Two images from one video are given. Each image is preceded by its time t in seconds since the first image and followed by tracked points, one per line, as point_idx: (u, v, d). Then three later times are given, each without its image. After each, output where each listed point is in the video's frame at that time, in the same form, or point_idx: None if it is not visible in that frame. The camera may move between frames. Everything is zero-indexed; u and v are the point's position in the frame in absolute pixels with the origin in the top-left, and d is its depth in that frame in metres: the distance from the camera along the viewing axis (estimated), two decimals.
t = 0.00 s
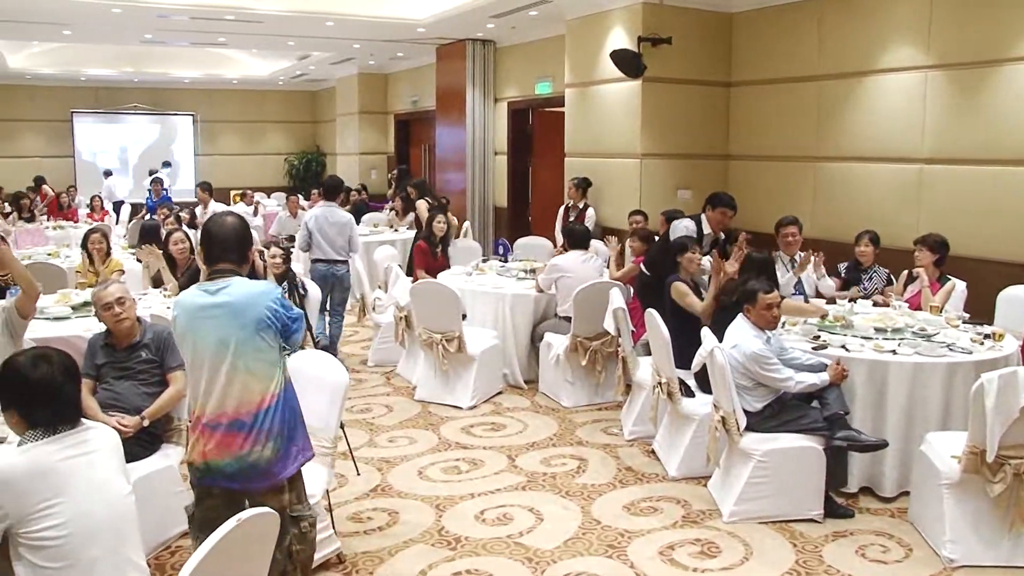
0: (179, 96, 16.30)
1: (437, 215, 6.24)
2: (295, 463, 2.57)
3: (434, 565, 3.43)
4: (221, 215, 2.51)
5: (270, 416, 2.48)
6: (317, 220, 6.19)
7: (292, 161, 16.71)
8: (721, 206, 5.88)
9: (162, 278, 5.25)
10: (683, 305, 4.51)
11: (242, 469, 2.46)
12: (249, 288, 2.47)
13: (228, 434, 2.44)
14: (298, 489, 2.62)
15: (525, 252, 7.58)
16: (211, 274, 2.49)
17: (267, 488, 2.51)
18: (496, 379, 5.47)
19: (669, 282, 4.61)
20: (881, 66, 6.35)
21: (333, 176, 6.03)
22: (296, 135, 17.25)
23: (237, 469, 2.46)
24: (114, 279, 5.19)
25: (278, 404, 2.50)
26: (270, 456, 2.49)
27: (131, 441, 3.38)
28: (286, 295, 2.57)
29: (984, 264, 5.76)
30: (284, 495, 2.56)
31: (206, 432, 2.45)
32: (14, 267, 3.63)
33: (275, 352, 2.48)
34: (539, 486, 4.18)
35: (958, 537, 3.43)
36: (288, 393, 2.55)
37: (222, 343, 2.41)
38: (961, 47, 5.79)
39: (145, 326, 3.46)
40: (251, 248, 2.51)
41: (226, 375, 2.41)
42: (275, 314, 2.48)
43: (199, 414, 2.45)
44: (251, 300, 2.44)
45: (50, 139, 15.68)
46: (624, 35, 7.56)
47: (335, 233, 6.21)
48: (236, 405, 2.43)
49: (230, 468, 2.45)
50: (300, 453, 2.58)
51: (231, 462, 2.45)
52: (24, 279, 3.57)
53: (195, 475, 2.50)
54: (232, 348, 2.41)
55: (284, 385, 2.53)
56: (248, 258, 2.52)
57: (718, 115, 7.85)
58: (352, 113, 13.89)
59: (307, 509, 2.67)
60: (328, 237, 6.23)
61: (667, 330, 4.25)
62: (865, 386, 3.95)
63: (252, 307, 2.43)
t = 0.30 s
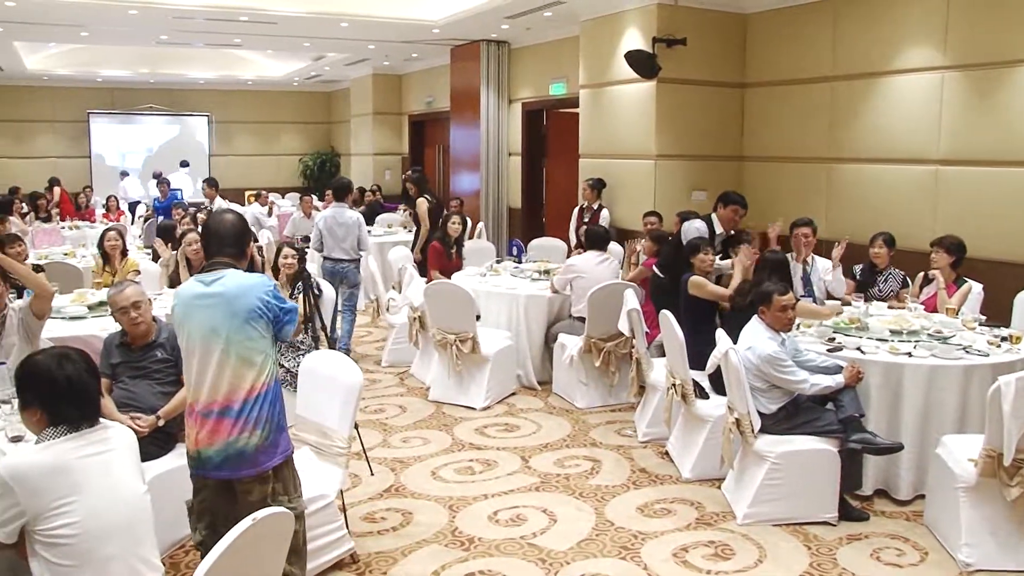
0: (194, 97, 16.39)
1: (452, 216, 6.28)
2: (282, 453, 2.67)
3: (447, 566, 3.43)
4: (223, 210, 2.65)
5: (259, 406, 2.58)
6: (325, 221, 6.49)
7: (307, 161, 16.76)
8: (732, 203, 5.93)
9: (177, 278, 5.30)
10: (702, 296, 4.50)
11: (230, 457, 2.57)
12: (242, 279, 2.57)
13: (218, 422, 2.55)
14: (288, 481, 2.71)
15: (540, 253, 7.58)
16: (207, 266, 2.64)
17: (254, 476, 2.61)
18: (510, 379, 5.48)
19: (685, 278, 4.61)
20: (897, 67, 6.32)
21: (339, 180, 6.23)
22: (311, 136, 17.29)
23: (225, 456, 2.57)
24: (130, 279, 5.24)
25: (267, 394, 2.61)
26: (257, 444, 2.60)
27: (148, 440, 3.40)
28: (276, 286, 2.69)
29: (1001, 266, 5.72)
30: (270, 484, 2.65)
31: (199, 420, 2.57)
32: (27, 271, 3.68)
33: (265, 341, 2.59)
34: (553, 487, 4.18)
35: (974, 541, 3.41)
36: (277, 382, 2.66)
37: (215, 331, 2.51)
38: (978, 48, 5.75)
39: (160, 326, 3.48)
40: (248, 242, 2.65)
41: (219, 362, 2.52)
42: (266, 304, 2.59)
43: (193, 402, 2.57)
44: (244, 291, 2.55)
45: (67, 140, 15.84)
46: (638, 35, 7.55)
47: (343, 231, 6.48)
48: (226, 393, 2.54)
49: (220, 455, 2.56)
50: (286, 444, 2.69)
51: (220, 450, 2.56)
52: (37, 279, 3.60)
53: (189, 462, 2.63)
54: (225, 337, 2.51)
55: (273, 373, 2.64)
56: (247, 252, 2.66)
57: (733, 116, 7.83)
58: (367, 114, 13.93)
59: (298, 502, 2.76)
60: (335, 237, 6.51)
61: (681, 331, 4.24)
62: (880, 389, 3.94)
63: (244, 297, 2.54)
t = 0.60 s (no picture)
0: (205, 96, 16.43)
1: (462, 215, 6.28)
2: (290, 446, 2.69)
3: (457, 565, 3.44)
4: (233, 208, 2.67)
5: (265, 399, 2.59)
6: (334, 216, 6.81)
7: (318, 160, 16.80)
8: (741, 204, 5.94)
9: (188, 277, 5.32)
10: (710, 296, 4.50)
11: (239, 451, 2.58)
12: (249, 275, 2.59)
13: (225, 415, 2.56)
14: (296, 474, 2.73)
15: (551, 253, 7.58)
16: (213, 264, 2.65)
17: (261, 469, 2.62)
18: (521, 379, 5.48)
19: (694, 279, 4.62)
20: (910, 67, 6.30)
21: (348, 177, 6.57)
22: (321, 135, 17.34)
23: (233, 449, 2.58)
24: (141, 278, 5.27)
25: (273, 387, 2.61)
26: (264, 437, 2.61)
27: (159, 437, 3.41)
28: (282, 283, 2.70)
29: (1014, 268, 5.70)
30: (279, 477, 2.66)
31: (207, 416, 2.58)
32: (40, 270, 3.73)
33: (271, 336, 2.60)
34: (563, 487, 4.18)
35: (986, 544, 3.39)
36: (283, 377, 2.67)
37: (221, 327, 2.52)
38: (991, 49, 5.73)
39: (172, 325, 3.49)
40: (254, 240, 2.67)
41: (226, 358, 2.53)
42: (273, 300, 2.60)
43: (201, 397, 2.58)
44: (250, 287, 2.56)
45: (79, 139, 15.93)
46: (650, 36, 7.54)
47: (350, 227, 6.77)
48: (233, 388, 2.55)
49: (229, 449, 2.57)
50: (293, 437, 2.70)
51: (227, 443, 2.57)
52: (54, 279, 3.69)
53: (198, 458, 2.63)
54: (231, 333, 2.52)
55: (280, 369, 2.65)
56: (253, 250, 2.67)
57: (745, 116, 7.81)
58: (378, 113, 13.95)
59: (305, 495, 2.77)
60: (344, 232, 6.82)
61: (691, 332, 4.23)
62: (892, 390, 3.92)
63: (250, 293, 2.55)
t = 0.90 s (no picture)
0: (213, 96, 16.47)
1: (471, 215, 6.28)
2: (298, 444, 2.69)
3: (465, 565, 3.44)
4: (239, 207, 2.66)
5: (273, 397, 2.59)
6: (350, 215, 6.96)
7: (326, 160, 16.83)
8: (750, 207, 5.91)
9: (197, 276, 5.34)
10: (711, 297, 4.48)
11: (247, 449, 2.58)
12: (256, 274, 2.59)
13: (233, 414, 2.56)
14: (304, 472, 2.74)
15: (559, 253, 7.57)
16: (222, 263, 2.65)
17: (269, 467, 2.62)
18: (529, 379, 5.48)
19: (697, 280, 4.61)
20: (919, 67, 6.28)
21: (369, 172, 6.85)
22: (329, 135, 17.36)
23: (241, 447, 2.58)
24: (150, 278, 5.28)
25: (281, 385, 2.62)
26: (272, 435, 2.61)
27: (167, 436, 3.42)
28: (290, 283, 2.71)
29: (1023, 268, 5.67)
30: (287, 476, 2.67)
31: (216, 414, 2.59)
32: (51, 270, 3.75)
33: (278, 336, 2.61)
34: (570, 487, 4.18)
35: (995, 546, 3.38)
36: (290, 376, 2.67)
37: (229, 326, 2.53)
38: (1001, 48, 5.71)
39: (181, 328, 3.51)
40: (263, 240, 2.66)
41: (233, 357, 2.53)
42: (280, 299, 2.61)
43: (209, 396, 2.58)
44: (258, 286, 2.57)
45: (88, 139, 15.98)
46: (659, 35, 7.54)
47: (364, 224, 6.86)
48: (241, 387, 2.55)
49: (237, 448, 2.58)
50: (300, 435, 2.70)
51: (235, 441, 2.58)
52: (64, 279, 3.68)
53: (206, 457, 2.64)
54: (239, 331, 2.53)
55: (287, 368, 2.65)
56: (261, 248, 2.67)
57: (753, 116, 7.80)
58: (386, 113, 13.97)
59: (314, 492, 2.78)
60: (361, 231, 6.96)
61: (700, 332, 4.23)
62: (900, 391, 3.91)
63: (258, 292, 2.56)
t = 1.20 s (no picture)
0: (221, 97, 16.51)
1: (479, 216, 6.29)
2: (306, 444, 2.70)
3: (473, 566, 3.44)
4: (250, 207, 2.67)
5: (282, 396, 2.60)
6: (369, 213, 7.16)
7: (334, 161, 16.85)
8: (753, 205, 5.85)
9: (206, 276, 5.36)
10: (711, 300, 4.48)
11: (256, 449, 2.59)
12: (270, 274, 2.60)
13: (243, 414, 2.57)
14: (313, 471, 2.74)
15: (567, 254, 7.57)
16: (234, 263, 2.66)
17: (278, 466, 2.63)
18: (537, 379, 5.48)
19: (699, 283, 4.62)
20: (928, 67, 6.26)
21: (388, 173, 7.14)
22: (337, 136, 17.38)
23: (250, 447, 2.59)
24: (158, 279, 5.30)
25: (290, 385, 2.63)
26: (281, 435, 2.62)
27: (176, 436, 3.43)
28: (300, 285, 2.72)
29: None
30: (296, 475, 2.67)
31: (225, 414, 2.59)
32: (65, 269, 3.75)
33: (290, 336, 2.62)
34: (578, 488, 4.18)
35: (1006, 548, 3.36)
36: (299, 376, 2.68)
37: (242, 326, 2.53)
38: (1011, 48, 5.69)
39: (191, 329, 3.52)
40: (274, 240, 2.67)
41: (245, 357, 2.54)
42: (293, 300, 2.62)
43: (219, 395, 2.59)
44: (272, 286, 2.58)
45: (97, 140, 16.05)
46: (666, 36, 7.53)
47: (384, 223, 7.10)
48: (251, 386, 2.56)
49: (246, 447, 2.58)
50: (309, 435, 2.71)
51: (244, 441, 2.58)
52: (76, 277, 3.68)
53: (215, 456, 2.64)
54: (252, 331, 2.53)
55: (297, 368, 2.66)
56: (272, 248, 2.68)
57: (761, 116, 7.79)
58: (394, 114, 13.99)
59: (323, 492, 2.79)
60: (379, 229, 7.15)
61: (708, 332, 4.22)
62: (910, 392, 3.90)
63: (272, 293, 2.57)
